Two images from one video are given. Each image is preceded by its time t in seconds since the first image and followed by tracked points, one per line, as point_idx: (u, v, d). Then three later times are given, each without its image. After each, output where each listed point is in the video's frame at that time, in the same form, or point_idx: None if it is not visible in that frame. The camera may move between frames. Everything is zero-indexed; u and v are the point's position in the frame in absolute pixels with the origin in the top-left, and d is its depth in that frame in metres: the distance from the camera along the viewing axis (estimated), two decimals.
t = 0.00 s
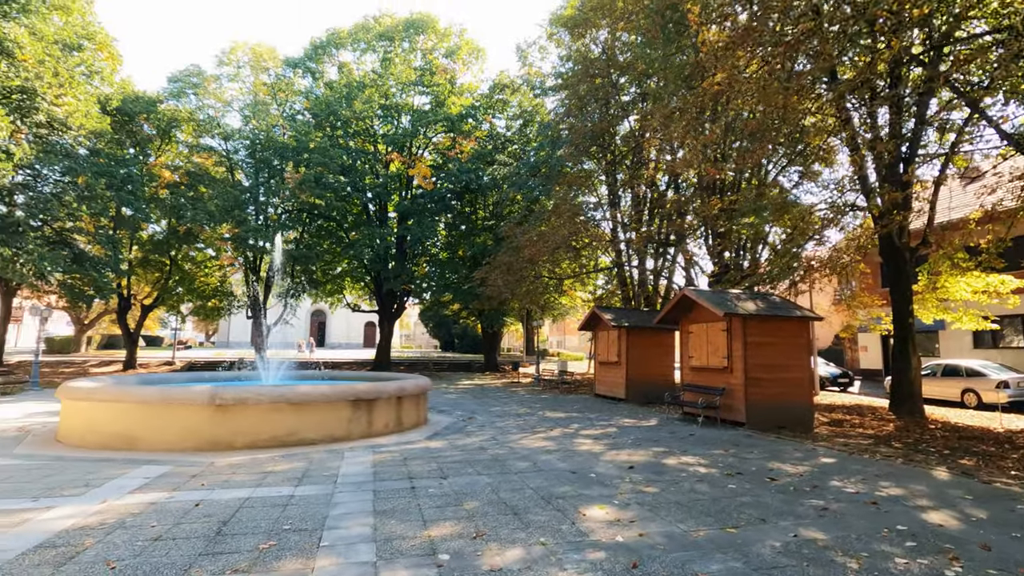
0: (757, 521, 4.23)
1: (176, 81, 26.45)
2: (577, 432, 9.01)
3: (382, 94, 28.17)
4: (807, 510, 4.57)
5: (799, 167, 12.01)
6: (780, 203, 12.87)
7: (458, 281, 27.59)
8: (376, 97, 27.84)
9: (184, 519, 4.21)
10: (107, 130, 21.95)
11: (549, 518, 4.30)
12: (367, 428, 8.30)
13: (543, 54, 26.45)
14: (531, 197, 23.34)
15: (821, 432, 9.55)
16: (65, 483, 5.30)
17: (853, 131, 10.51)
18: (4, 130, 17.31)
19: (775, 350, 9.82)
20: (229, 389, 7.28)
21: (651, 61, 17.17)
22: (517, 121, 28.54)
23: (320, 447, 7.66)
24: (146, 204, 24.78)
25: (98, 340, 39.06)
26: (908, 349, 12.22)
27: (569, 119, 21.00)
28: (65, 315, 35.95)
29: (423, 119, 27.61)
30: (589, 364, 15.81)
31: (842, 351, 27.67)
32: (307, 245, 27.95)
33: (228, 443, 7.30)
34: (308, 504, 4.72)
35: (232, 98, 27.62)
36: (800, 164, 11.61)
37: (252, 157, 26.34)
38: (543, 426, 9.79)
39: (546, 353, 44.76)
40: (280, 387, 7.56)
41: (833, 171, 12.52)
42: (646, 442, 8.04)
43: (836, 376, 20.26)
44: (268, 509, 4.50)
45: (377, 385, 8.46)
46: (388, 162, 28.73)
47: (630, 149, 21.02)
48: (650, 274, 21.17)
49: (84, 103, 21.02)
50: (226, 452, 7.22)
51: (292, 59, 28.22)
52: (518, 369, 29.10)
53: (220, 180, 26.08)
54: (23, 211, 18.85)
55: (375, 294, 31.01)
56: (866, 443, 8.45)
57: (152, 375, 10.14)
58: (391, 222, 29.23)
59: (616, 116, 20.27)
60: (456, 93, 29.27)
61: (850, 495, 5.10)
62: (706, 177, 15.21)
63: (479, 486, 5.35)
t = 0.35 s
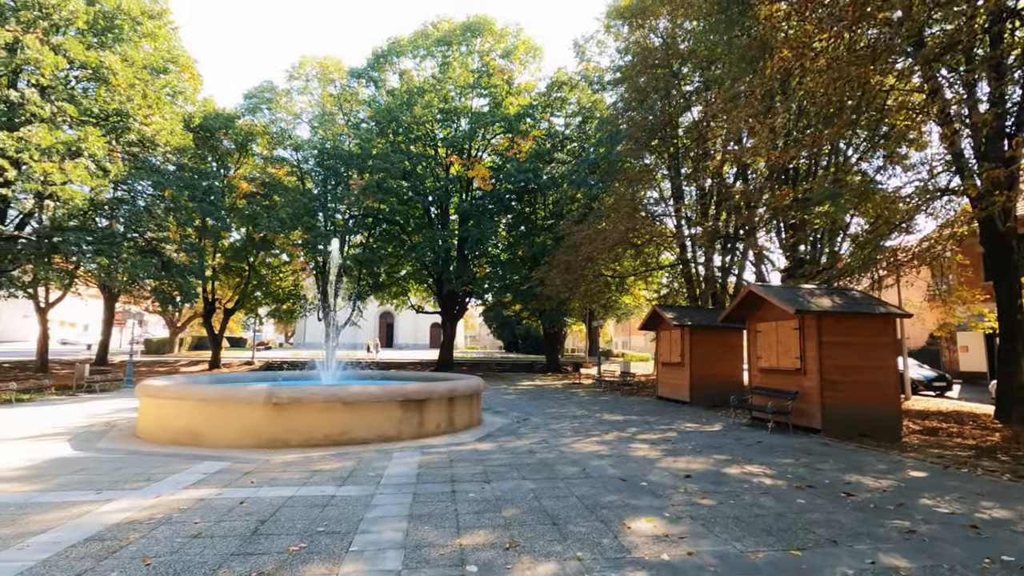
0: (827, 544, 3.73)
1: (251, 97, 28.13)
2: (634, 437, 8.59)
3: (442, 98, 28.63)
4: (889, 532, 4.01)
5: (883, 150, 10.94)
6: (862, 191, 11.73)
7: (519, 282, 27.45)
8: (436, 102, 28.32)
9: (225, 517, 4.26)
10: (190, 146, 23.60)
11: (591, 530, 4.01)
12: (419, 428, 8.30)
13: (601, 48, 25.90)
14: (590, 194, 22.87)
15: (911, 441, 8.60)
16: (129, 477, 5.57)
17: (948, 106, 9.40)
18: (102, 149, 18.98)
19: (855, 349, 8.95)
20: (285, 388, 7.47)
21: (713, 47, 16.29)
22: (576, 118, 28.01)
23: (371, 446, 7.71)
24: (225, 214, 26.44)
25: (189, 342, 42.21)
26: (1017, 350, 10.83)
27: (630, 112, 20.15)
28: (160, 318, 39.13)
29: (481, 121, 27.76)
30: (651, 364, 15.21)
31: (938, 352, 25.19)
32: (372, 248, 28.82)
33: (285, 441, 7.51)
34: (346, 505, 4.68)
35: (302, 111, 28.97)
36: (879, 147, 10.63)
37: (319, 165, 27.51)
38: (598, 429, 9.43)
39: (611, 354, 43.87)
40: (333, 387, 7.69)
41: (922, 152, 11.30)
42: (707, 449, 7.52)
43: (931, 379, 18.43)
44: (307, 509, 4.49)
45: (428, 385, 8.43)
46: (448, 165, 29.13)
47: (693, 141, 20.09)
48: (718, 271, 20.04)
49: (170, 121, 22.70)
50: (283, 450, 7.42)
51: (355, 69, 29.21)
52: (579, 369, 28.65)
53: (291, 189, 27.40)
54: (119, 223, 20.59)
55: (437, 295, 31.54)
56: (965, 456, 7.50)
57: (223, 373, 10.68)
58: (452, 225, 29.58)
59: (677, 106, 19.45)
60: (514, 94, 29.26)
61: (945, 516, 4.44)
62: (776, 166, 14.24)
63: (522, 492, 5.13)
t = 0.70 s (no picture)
0: (895, 570, 3.29)
1: (307, 107, 29.52)
2: (683, 442, 8.14)
3: (489, 99, 28.69)
4: (971, 559, 3.51)
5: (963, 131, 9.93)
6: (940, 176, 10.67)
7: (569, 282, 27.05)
8: (482, 103, 28.43)
9: (255, 517, 4.26)
10: (250, 155, 24.69)
11: (626, 543, 3.73)
12: (458, 429, 8.20)
13: (650, 40, 25.18)
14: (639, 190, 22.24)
15: (1000, 453, 7.72)
16: (175, 474, 5.73)
17: None
18: (170, 161, 20.13)
19: (932, 350, 8.14)
20: (327, 387, 7.55)
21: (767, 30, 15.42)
22: (626, 112, 27.24)
23: (411, 448, 7.67)
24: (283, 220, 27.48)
25: (255, 342, 44.34)
26: None
27: (682, 104, 19.16)
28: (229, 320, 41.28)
29: (529, 120, 27.60)
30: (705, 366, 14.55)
31: None
32: (422, 249, 29.22)
33: (327, 441, 7.59)
34: (375, 508, 4.59)
35: (354, 118, 29.78)
36: (958, 127, 9.65)
37: (371, 170, 28.17)
38: (646, 433, 9.03)
39: (666, 354, 42.64)
40: (373, 387, 7.70)
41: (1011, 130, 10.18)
42: (762, 456, 7.00)
43: None
44: (335, 512, 4.43)
45: (468, 386, 8.32)
46: (496, 165, 29.15)
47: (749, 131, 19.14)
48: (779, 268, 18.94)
49: (231, 132, 23.80)
50: (324, 449, 7.50)
51: (405, 74, 29.73)
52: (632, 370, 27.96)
53: (345, 193, 28.15)
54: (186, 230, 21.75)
55: (487, 296, 31.60)
56: None
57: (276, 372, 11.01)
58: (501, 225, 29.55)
59: (731, 95, 18.54)
60: (561, 91, 28.94)
61: None
62: (840, 153, 13.29)
63: (556, 499, 4.89)
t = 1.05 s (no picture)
0: None
1: (364, 110, 30.41)
2: (740, 445, 7.60)
3: (542, 93, 28.37)
4: None
5: None
6: None
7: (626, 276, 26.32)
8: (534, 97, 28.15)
9: (284, 515, 4.25)
10: (311, 158, 25.66)
11: (662, 559, 3.41)
12: (503, 428, 8.03)
13: (709, 22, 24.02)
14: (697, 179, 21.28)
15: None
16: (222, 467, 5.89)
17: None
18: (236, 167, 21.22)
19: None
20: (371, 384, 7.57)
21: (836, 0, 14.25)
22: (684, 99, 26.14)
23: (454, 445, 7.58)
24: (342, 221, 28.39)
25: (321, 339, 46.22)
26: None
27: (741, 85, 18.12)
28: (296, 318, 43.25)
29: (581, 112, 27.06)
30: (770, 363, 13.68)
31: None
32: (476, 246, 29.37)
33: (371, 437, 7.62)
34: (404, 509, 4.48)
35: (409, 118, 30.34)
36: None
37: (426, 169, 28.58)
38: (701, 435, 8.53)
39: (730, 351, 40.85)
40: (416, 384, 7.64)
41: None
42: (829, 463, 6.39)
43: None
44: (364, 513, 4.35)
45: (512, 384, 8.14)
46: (549, 160, 28.81)
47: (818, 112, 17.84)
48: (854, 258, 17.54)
49: (293, 137, 24.77)
50: (369, 446, 7.53)
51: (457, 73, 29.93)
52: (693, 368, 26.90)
53: (400, 193, 28.70)
54: (252, 232, 22.88)
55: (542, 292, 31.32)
56: None
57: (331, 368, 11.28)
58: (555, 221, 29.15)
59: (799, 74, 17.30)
60: (615, 81, 28.18)
61: None
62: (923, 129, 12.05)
63: (594, 505, 4.61)
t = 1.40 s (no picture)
0: None
1: (410, 111, 30.84)
2: (793, 451, 7.06)
3: (586, 87, 27.84)
4: None
5: None
6: None
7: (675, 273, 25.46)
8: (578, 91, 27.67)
9: (304, 515, 4.20)
10: (358, 160, 26.25)
11: None
12: (538, 428, 7.81)
13: (761, 4, 22.84)
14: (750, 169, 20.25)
15: None
16: (256, 464, 5.95)
17: None
18: (286, 170, 21.90)
19: None
20: (404, 382, 7.51)
21: None
22: (735, 87, 25.00)
23: (488, 445, 7.42)
24: (389, 221, 28.89)
25: (372, 338, 47.33)
26: None
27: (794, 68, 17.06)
28: (349, 317, 44.44)
29: (627, 104, 26.37)
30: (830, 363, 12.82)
31: None
32: (521, 244, 29.21)
33: (405, 436, 7.55)
34: (424, 512, 4.35)
35: (454, 118, 30.50)
36: None
37: (470, 168, 28.66)
38: (750, 439, 8.02)
39: (789, 350, 38.90)
40: (449, 383, 7.53)
41: None
42: (893, 473, 5.81)
43: None
44: (384, 515, 4.25)
45: (548, 383, 7.90)
46: (594, 155, 28.28)
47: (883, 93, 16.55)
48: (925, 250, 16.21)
49: (340, 140, 25.35)
50: (403, 444, 7.47)
51: (500, 71, 29.82)
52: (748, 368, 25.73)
53: (445, 193, 28.89)
54: (303, 234, 23.60)
55: (589, 290, 30.78)
56: None
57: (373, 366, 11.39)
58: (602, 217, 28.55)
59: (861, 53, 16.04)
60: (662, 72, 27.31)
61: None
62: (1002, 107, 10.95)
63: (624, 513, 4.33)
